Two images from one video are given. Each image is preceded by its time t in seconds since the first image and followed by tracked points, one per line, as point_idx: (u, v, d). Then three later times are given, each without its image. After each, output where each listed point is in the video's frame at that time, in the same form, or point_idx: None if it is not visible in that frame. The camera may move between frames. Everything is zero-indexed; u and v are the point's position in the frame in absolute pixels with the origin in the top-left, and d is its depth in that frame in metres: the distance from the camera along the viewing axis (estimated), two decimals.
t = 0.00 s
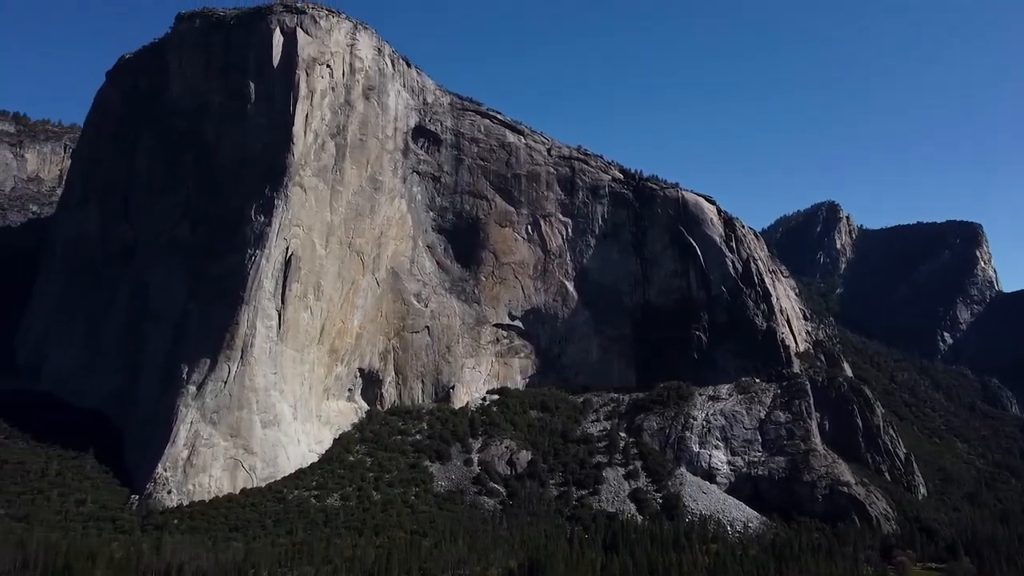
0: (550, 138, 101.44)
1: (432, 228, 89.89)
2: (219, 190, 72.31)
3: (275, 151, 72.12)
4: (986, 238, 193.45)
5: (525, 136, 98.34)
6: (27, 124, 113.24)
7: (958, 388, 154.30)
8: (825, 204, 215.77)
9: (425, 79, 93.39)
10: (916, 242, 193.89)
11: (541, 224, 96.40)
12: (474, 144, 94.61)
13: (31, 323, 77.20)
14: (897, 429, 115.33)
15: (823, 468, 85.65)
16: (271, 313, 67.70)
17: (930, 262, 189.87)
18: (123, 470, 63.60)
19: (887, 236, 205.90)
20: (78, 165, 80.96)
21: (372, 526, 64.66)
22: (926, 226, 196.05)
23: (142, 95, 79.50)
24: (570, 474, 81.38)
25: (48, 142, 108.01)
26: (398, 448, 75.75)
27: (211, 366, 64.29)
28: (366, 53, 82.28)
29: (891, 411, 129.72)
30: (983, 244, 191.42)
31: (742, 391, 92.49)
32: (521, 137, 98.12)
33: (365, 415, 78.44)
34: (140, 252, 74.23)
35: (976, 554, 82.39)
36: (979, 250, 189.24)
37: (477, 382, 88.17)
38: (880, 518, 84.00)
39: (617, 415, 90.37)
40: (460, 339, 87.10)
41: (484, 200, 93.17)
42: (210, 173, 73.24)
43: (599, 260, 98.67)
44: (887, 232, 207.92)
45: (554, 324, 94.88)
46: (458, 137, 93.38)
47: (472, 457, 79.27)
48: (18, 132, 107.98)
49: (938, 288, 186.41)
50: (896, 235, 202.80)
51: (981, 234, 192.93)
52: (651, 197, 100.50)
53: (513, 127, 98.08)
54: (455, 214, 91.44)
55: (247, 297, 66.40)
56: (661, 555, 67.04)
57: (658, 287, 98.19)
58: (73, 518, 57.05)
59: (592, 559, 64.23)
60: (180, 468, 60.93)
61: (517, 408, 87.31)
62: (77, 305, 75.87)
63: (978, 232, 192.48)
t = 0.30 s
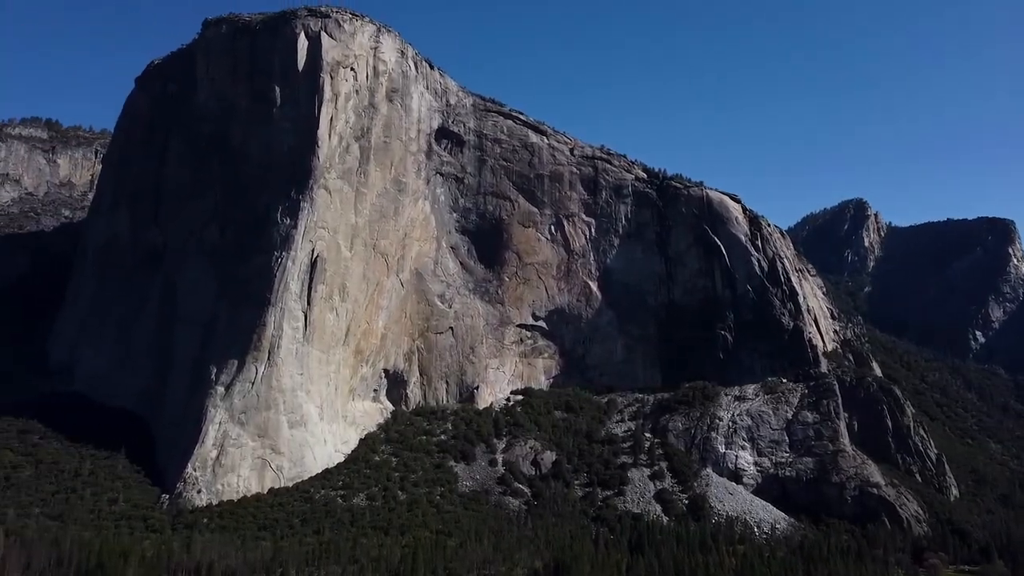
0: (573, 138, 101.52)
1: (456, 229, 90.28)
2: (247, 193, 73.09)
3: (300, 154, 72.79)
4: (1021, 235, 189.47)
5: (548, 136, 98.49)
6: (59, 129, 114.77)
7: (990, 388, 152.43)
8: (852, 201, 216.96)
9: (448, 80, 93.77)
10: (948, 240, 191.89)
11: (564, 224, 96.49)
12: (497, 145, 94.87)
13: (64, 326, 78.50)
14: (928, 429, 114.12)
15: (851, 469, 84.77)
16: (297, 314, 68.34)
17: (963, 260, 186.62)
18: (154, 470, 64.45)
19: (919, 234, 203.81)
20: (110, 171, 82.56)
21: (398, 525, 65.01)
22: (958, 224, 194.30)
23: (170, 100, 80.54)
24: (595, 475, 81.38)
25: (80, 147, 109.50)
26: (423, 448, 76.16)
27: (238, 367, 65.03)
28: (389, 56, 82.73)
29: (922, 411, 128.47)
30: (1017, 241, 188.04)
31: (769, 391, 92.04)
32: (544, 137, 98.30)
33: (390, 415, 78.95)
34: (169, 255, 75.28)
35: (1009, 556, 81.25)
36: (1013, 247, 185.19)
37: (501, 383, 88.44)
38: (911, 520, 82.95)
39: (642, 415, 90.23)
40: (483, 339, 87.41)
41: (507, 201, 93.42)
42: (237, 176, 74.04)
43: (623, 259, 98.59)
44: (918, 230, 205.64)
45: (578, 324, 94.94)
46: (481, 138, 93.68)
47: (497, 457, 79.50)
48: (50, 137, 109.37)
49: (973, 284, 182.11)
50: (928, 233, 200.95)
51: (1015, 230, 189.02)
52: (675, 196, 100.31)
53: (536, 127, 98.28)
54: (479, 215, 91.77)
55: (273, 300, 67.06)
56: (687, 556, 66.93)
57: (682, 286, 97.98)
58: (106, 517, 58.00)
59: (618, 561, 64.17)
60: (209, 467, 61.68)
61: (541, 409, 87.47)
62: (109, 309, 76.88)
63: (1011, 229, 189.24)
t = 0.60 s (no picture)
0: (594, 138, 101.51)
1: (477, 230, 90.56)
2: (271, 196, 73.75)
3: (323, 157, 73.36)
4: None
5: (569, 136, 98.58)
6: (88, 135, 116.28)
7: (1020, 388, 150.60)
8: (878, 199, 216.54)
9: (469, 81, 94.06)
10: (979, 237, 189.89)
11: (586, 224, 96.50)
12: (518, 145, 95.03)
13: (93, 327, 79.46)
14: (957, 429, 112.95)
15: (879, 470, 83.96)
16: (321, 315, 68.94)
17: (992, 257, 184.21)
18: (182, 470, 65.16)
19: (948, 231, 201.69)
20: (138, 176, 83.61)
21: (421, 525, 65.28)
22: (990, 222, 192.27)
23: (195, 103, 81.40)
24: (618, 475, 81.32)
25: (108, 152, 110.71)
26: (446, 448, 76.48)
27: (263, 368, 65.62)
28: (410, 58, 83.13)
29: (951, 411, 127.21)
30: None
31: (793, 391, 91.55)
32: (565, 137, 98.40)
33: (413, 415, 79.34)
34: (196, 257, 76.09)
35: None
36: None
37: (523, 383, 88.58)
38: (940, 521, 82.01)
39: (665, 415, 90.02)
40: (505, 340, 87.61)
41: (528, 201, 93.56)
42: (262, 178, 74.70)
43: (645, 259, 98.42)
44: (949, 227, 203.25)
45: (600, 324, 94.89)
46: (502, 138, 93.89)
47: (520, 457, 79.64)
48: (79, 142, 110.63)
49: (1003, 282, 180.47)
50: (958, 230, 198.59)
51: None
52: (698, 195, 100.09)
53: (557, 127, 98.39)
54: (500, 216, 91.99)
55: (297, 301, 67.68)
56: (712, 558, 66.79)
57: (705, 285, 97.73)
58: (135, 516, 58.78)
59: (642, 561, 64.17)
60: (235, 467, 62.32)
61: (563, 409, 87.51)
62: (137, 311, 77.73)
63: None
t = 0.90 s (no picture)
0: (616, 137, 101.41)
1: (499, 230, 90.79)
2: (295, 198, 74.33)
3: (346, 159, 73.90)
4: None
5: (590, 135, 98.58)
6: (116, 139, 117.67)
7: None
8: (906, 196, 214.47)
9: (490, 82, 94.26)
10: (1010, 233, 187.27)
11: (608, 224, 96.41)
12: (540, 145, 95.14)
13: (122, 328, 80.42)
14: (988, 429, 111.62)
15: (908, 471, 83.07)
16: (345, 316, 69.47)
17: None
18: (209, 469, 65.86)
19: (978, 228, 199.24)
20: (164, 178, 84.42)
21: (446, 525, 65.48)
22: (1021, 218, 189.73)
23: (221, 107, 82.25)
24: (642, 476, 81.18)
25: (136, 156, 111.97)
26: (470, 449, 76.76)
27: (289, 368, 66.28)
28: (432, 60, 83.43)
29: (982, 411, 125.74)
30: None
31: (820, 391, 90.95)
32: (586, 137, 98.41)
33: (436, 415, 79.71)
34: (222, 259, 76.84)
35: None
36: None
37: (546, 383, 88.64)
38: (971, 523, 80.96)
39: (689, 415, 89.72)
40: (528, 340, 87.72)
41: (550, 201, 93.63)
42: (286, 180, 75.29)
43: (668, 258, 98.15)
44: (978, 223, 200.89)
45: (622, 324, 94.75)
46: (524, 139, 94.04)
47: (544, 457, 79.76)
48: (108, 147, 112.06)
49: None
50: (988, 226, 196.04)
51: None
52: (721, 193, 99.75)
53: (579, 127, 98.42)
54: (522, 216, 92.13)
55: (321, 302, 68.35)
56: (737, 559, 66.55)
57: (729, 284, 97.36)
58: (164, 515, 59.55)
59: (667, 563, 64.19)
60: (262, 467, 62.97)
61: (586, 409, 87.47)
62: (166, 313, 78.56)
63: None
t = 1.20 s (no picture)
0: (638, 137, 101.22)
1: (521, 231, 90.95)
2: (319, 200, 74.87)
3: (369, 161, 74.41)
4: None
5: (612, 135, 98.50)
6: (144, 144, 118.96)
7: None
8: (934, 192, 211.15)
9: (512, 83, 94.42)
10: None
11: (630, 224, 96.26)
12: (562, 145, 95.20)
13: (150, 330, 81.46)
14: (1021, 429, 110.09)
15: (938, 472, 82.06)
16: (369, 317, 69.95)
17: None
18: (236, 469, 66.58)
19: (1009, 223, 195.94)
20: (193, 182, 85.45)
21: (470, 526, 65.56)
22: None
23: (247, 111, 83.10)
24: (666, 476, 80.95)
25: (164, 160, 112.99)
26: (493, 449, 76.97)
27: (314, 370, 66.99)
28: (454, 61, 83.66)
29: (1015, 410, 124.05)
30: None
31: (847, 391, 90.22)
32: (608, 136, 98.33)
33: (460, 416, 80.05)
34: (249, 261, 77.61)
35: None
36: None
37: (569, 383, 88.63)
38: (1003, 525, 79.81)
39: (714, 416, 89.33)
40: (551, 340, 87.78)
41: (572, 201, 93.61)
42: (311, 182, 75.90)
43: (691, 257, 97.79)
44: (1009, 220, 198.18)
45: (646, 324, 94.51)
46: (546, 139, 94.14)
47: (567, 458, 79.78)
48: (137, 151, 112.98)
49: None
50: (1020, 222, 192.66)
51: None
52: (745, 192, 99.28)
53: (601, 127, 98.36)
54: (544, 216, 92.21)
55: (345, 303, 68.96)
56: (764, 561, 66.23)
57: (755, 284, 96.82)
58: (192, 514, 60.27)
59: (693, 565, 64.09)
60: (288, 467, 63.57)
61: (610, 409, 87.36)
62: (194, 314, 79.41)
63: None
